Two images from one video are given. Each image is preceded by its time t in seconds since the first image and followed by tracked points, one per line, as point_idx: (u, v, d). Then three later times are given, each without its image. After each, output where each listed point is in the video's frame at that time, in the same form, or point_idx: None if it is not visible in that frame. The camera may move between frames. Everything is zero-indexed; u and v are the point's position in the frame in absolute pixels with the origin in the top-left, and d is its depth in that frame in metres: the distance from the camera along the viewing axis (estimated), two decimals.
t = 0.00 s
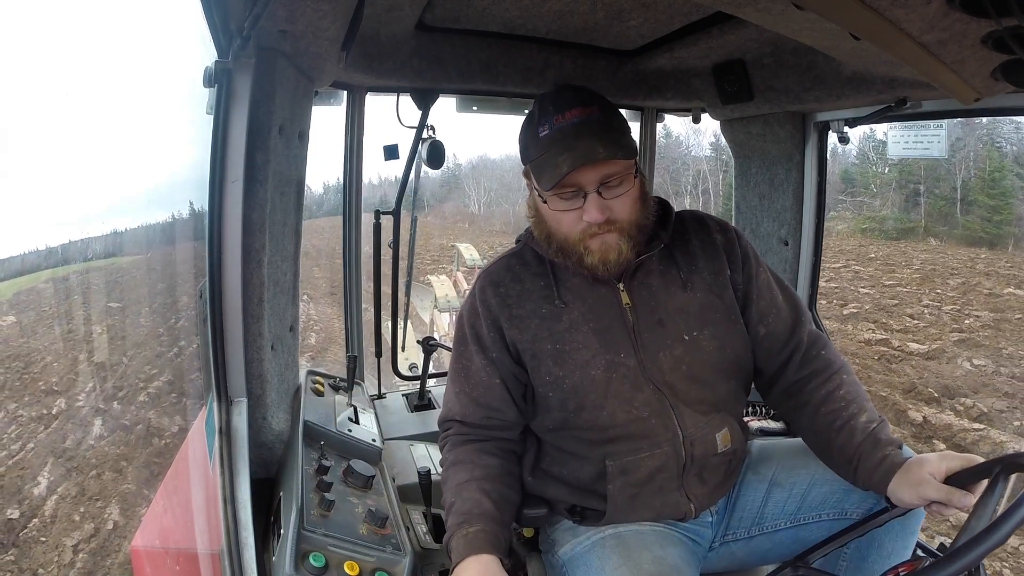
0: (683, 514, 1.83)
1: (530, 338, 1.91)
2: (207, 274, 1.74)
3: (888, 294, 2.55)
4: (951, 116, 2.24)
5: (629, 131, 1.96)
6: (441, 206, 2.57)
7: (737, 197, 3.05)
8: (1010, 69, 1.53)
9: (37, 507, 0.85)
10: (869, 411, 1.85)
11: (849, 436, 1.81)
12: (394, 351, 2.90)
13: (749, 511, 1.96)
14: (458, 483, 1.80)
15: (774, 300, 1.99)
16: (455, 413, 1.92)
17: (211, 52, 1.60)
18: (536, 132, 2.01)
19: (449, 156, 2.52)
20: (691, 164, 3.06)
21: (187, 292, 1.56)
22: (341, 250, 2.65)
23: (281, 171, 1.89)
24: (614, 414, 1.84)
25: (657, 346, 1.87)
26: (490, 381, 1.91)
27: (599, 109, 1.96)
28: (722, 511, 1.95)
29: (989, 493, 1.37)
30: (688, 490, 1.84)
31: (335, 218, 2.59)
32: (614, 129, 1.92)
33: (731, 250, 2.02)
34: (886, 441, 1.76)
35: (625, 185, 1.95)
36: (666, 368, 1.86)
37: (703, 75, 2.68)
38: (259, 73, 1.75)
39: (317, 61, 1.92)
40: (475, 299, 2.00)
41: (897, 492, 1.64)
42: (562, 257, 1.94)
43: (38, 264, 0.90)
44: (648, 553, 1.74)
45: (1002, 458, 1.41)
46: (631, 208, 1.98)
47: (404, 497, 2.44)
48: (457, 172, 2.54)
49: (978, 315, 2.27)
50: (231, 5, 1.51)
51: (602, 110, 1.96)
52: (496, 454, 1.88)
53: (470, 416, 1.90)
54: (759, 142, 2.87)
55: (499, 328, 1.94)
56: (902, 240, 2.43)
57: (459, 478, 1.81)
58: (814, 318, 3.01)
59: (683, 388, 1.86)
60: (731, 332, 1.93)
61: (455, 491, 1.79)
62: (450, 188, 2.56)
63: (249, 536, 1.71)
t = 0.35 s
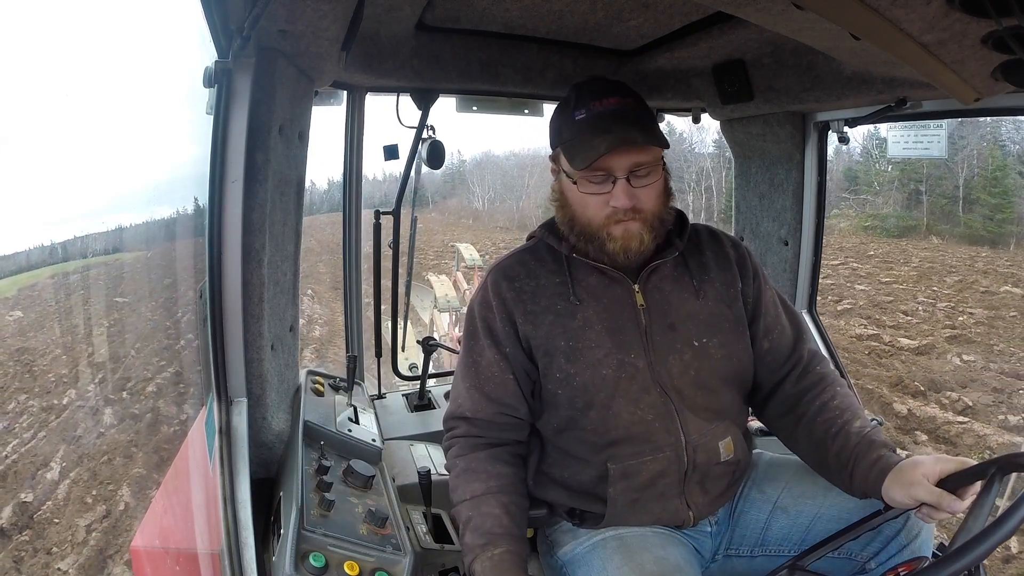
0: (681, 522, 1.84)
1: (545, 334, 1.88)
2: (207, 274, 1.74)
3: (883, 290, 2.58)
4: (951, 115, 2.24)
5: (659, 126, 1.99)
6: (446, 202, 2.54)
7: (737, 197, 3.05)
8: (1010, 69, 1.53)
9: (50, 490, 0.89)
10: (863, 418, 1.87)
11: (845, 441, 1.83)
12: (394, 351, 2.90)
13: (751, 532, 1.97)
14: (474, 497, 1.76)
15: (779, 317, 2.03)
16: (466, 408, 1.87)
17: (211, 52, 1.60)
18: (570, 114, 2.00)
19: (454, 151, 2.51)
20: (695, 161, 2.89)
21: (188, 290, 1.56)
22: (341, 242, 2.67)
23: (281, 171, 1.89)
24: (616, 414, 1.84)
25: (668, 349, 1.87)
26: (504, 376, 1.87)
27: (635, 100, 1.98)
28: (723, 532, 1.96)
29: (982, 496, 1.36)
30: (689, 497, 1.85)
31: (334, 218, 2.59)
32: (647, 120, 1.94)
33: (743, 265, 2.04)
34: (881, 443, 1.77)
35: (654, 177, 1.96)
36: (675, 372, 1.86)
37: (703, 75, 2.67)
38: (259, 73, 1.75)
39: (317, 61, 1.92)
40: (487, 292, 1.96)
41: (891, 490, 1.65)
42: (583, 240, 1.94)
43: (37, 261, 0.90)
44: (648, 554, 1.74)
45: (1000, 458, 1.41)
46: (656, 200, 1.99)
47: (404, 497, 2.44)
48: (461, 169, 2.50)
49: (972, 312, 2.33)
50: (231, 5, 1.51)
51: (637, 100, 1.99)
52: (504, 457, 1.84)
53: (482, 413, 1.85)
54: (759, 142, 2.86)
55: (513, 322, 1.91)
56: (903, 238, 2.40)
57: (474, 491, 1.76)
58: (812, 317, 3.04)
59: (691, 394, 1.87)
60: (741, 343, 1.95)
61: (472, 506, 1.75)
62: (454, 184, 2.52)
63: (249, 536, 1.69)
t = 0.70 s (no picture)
0: (682, 524, 1.85)
1: (556, 335, 1.87)
2: (206, 274, 1.74)
3: (878, 287, 2.59)
4: (951, 115, 2.25)
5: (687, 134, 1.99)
6: (449, 199, 2.53)
7: (737, 197, 3.04)
8: (1010, 69, 1.53)
9: (63, 476, 0.92)
10: (860, 424, 1.91)
11: (843, 444, 1.85)
12: (394, 351, 2.90)
13: (750, 534, 1.97)
14: (475, 516, 1.74)
15: (782, 325, 2.05)
16: (473, 410, 1.84)
17: (211, 52, 1.60)
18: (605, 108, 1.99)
19: (457, 147, 2.51)
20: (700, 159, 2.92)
21: (187, 290, 1.56)
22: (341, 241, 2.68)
23: (281, 171, 1.89)
24: (618, 414, 1.83)
25: (675, 353, 1.87)
26: (513, 378, 1.85)
27: (672, 106, 1.98)
28: (722, 534, 1.96)
29: (980, 497, 1.37)
30: (689, 500, 1.86)
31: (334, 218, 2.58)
32: (681, 126, 1.94)
33: (749, 272, 2.05)
34: (880, 446, 1.79)
35: (681, 182, 1.95)
36: (682, 377, 1.86)
37: (703, 75, 2.66)
38: (259, 73, 1.75)
39: (317, 61, 1.92)
40: (496, 290, 1.93)
41: (888, 490, 1.66)
42: (603, 236, 1.93)
43: (37, 259, 0.90)
44: (650, 552, 1.75)
45: (998, 459, 1.41)
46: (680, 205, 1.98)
47: (404, 497, 2.44)
48: (465, 166, 2.49)
49: (965, 309, 2.32)
50: (230, 5, 1.51)
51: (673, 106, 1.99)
52: (508, 463, 1.83)
53: (488, 418, 1.83)
54: (760, 142, 2.86)
55: (523, 322, 1.89)
56: (904, 237, 2.39)
57: (475, 509, 1.75)
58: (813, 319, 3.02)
59: (695, 397, 1.87)
60: (746, 350, 1.96)
61: (472, 526, 1.74)
62: (458, 180, 2.50)
63: (249, 536, 1.70)
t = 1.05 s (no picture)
0: (682, 523, 1.85)
1: (553, 337, 1.87)
2: (207, 274, 1.74)
3: (874, 283, 2.67)
4: (952, 115, 2.24)
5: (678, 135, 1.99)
6: (453, 198, 2.54)
7: (737, 197, 3.04)
8: (1010, 69, 1.53)
9: (72, 468, 0.95)
10: (861, 422, 1.90)
11: (843, 442, 1.85)
12: (394, 351, 2.90)
13: (750, 534, 1.97)
14: (469, 516, 1.75)
15: (781, 324, 2.05)
16: (469, 412, 1.84)
17: (211, 53, 1.60)
18: (591, 114, 1.99)
19: (460, 147, 2.51)
20: (702, 157, 2.93)
21: (187, 290, 1.56)
22: (341, 241, 2.68)
23: (281, 171, 1.89)
24: (618, 414, 1.83)
25: (673, 352, 1.87)
26: (510, 379, 1.85)
27: (657, 107, 1.97)
28: (722, 535, 1.96)
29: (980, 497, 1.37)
30: (690, 499, 1.86)
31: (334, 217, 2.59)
32: (667, 128, 1.94)
33: (749, 271, 2.05)
34: (881, 444, 1.79)
35: (670, 183, 1.94)
36: (681, 377, 1.86)
37: (703, 75, 2.66)
38: (259, 73, 1.75)
39: (318, 61, 1.92)
40: (493, 292, 1.93)
41: (888, 490, 1.65)
42: (593, 242, 1.93)
43: (37, 260, 0.90)
44: (652, 552, 1.75)
45: (997, 459, 1.41)
46: (670, 207, 1.97)
47: (404, 497, 2.44)
48: (468, 163, 2.50)
49: (959, 304, 2.40)
50: (230, 6, 1.51)
51: (659, 107, 1.98)
52: (505, 464, 1.83)
53: (484, 419, 1.83)
54: (759, 142, 2.86)
55: (519, 324, 1.89)
56: (906, 233, 2.41)
57: (469, 508, 1.75)
58: (813, 317, 3.03)
59: (695, 397, 1.87)
60: (744, 348, 1.96)
61: (466, 526, 1.74)
62: (463, 179, 2.51)
63: (249, 536, 1.69)
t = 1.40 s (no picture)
0: (682, 525, 1.85)
1: (550, 340, 1.86)
2: (206, 274, 1.74)
3: (867, 279, 2.61)
4: (952, 115, 2.26)
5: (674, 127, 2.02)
6: (456, 195, 2.55)
7: (737, 197, 3.04)
8: (1010, 69, 1.52)
9: (71, 470, 0.95)
10: (901, 386, 1.87)
11: (884, 414, 1.82)
12: (394, 350, 2.90)
13: (750, 535, 1.97)
14: (471, 517, 1.75)
15: (789, 306, 2.03)
16: (466, 415, 1.85)
17: (211, 52, 1.60)
18: (586, 109, 2.00)
19: (462, 146, 2.52)
20: (702, 155, 2.92)
21: (187, 290, 1.55)
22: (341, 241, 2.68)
23: (281, 171, 1.89)
24: (620, 415, 1.83)
25: (672, 355, 1.87)
26: (507, 383, 1.85)
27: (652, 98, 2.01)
28: (722, 535, 1.97)
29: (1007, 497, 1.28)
30: (690, 501, 1.86)
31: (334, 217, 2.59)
32: (665, 116, 1.97)
33: (748, 262, 2.03)
34: (926, 409, 1.76)
35: (673, 172, 1.96)
36: (681, 379, 1.86)
37: (703, 75, 2.66)
38: (258, 73, 1.75)
39: (317, 61, 1.92)
40: (489, 295, 1.93)
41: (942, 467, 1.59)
42: (602, 237, 1.91)
43: (38, 262, 0.90)
44: (651, 553, 1.75)
45: None
46: (673, 197, 1.99)
47: (403, 497, 2.44)
48: (471, 162, 2.51)
49: (952, 298, 2.34)
50: (231, 5, 1.51)
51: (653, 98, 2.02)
52: (505, 467, 1.83)
53: (482, 423, 1.83)
54: (759, 141, 2.86)
55: (516, 327, 1.88)
56: (907, 229, 2.36)
57: (471, 511, 1.75)
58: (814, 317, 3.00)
59: (695, 399, 1.87)
60: (747, 344, 1.95)
61: (469, 528, 1.75)
62: (465, 177, 2.53)
63: (249, 536, 1.69)
